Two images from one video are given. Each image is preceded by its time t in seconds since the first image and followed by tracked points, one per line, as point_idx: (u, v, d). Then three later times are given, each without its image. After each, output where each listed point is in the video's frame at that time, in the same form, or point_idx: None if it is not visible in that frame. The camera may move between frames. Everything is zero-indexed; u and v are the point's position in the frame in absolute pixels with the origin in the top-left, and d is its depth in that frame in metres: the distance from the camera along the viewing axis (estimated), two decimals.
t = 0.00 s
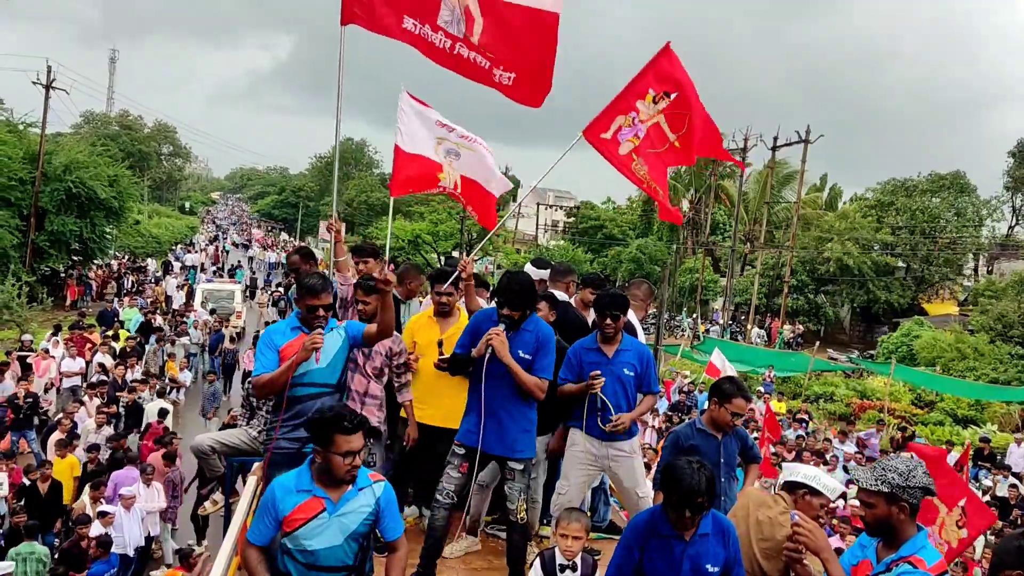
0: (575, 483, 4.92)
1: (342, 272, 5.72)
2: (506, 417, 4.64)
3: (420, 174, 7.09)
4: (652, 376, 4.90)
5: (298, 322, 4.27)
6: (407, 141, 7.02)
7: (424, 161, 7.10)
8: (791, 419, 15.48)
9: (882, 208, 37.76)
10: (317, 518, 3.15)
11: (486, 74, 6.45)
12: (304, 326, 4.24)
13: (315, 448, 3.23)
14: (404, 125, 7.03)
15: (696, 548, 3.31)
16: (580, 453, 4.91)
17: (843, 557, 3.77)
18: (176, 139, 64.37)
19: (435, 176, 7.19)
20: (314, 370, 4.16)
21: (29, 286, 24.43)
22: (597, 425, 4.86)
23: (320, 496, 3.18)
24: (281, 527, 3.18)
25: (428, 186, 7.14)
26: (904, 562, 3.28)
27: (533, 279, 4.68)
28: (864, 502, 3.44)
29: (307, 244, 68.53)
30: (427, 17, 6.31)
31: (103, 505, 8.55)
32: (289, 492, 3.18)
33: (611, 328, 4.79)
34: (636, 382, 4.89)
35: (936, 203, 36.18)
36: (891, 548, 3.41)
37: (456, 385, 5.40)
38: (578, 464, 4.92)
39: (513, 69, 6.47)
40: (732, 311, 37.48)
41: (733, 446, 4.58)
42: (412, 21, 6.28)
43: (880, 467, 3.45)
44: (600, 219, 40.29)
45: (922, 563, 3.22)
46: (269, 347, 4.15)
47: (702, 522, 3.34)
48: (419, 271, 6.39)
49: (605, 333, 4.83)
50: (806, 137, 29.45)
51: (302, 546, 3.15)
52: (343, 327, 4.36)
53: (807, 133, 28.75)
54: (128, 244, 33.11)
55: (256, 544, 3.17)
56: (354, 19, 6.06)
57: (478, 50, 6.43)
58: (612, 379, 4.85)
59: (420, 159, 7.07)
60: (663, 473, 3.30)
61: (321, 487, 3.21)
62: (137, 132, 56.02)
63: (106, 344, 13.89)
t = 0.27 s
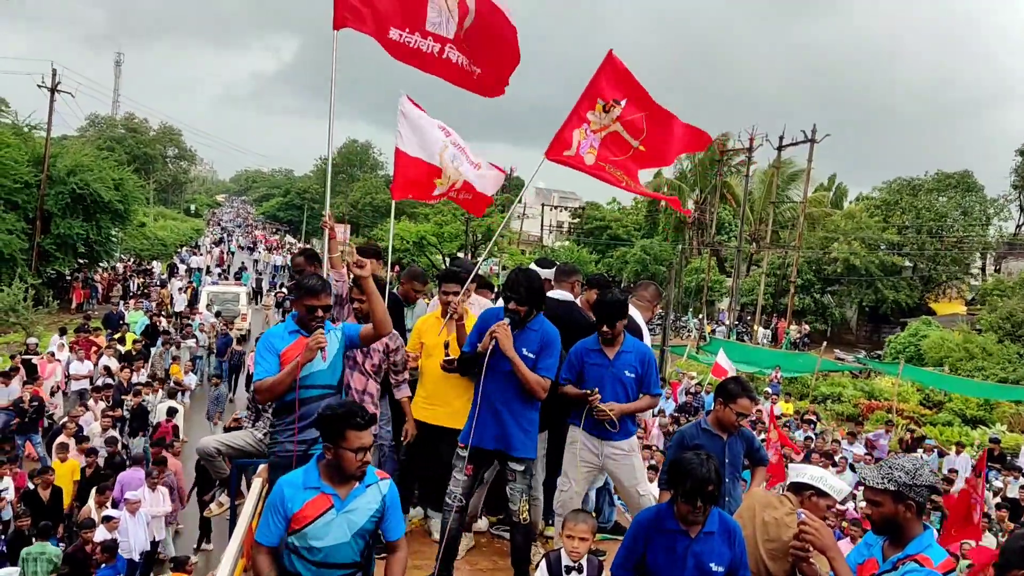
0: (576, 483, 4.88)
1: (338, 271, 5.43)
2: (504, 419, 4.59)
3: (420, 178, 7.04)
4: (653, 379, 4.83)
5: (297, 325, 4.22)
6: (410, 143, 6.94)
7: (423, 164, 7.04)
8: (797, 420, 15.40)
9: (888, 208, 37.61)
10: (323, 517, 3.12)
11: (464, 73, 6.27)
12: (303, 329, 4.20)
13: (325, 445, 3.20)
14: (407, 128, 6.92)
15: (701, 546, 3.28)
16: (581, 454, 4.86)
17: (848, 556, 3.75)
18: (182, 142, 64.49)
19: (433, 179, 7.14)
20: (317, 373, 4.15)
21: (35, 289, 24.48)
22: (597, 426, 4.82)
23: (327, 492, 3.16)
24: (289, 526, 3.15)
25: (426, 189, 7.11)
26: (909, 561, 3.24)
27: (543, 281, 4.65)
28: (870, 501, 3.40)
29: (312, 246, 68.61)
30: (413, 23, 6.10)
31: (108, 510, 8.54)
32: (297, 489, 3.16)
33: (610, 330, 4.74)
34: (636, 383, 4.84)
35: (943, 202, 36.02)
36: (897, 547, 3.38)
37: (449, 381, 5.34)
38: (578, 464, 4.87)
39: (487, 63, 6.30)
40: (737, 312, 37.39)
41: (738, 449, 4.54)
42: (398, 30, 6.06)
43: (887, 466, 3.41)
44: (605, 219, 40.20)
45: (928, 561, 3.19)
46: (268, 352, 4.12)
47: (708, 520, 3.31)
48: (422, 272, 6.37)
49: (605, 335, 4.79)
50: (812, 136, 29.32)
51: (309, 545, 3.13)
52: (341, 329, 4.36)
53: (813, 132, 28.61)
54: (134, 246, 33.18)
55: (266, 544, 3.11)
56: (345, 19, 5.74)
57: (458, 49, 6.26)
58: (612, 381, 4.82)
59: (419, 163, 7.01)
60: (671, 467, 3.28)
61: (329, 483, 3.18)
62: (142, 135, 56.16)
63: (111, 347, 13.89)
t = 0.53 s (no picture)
0: (575, 482, 4.85)
1: (331, 267, 5.74)
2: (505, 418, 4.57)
3: (418, 184, 6.89)
4: (647, 378, 4.83)
5: (302, 322, 4.22)
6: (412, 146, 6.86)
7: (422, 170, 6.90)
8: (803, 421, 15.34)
9: (894, 207, 37.48)
10: (329, 514, 3.10)
11: (460, 92, 6.36)
12: (309, 326, 4.20)
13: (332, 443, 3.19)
14: (410, 131, 6.85)
15: (705, 542, 3.25)
16: (579, 455, 4.83)
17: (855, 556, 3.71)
18: (186, 144, 64.63)
19: (429, 188, 6.93)
20: (320, 371, 4.18)
21: (39, 292, 24.56)
22: (597, 427, 4.77)
23: (334, 490, 3.15)
24: (295, 524, 3.12)
25: (423, 198, 6.91)
26: (916, 560, 3.21)
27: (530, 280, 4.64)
28: (877, 501, 3.37)
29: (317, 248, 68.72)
30: (407, 37, 6.27)
31: (113, 513, 8.59)
32: (304, 487, 3.14)
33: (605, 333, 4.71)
34: (632, 383, 4.83)
35: (949, 201, 35.89)
36: (903, 546, 3.35)
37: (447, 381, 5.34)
38: (576, 464, 4.84)
39: (487, 84, 6.40)
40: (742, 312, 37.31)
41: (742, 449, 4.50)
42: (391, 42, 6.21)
43: (894, 465, 3.38)
44: (609, 220, 40.16)
45: (935, 561, 3.15)
46: (275, 348, 4.08)
47: (713, 517, 3.30)
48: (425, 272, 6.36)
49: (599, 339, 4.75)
50: (817, 136, 29.21)
51: (314, 543, 3.10)
52: (345, 326, 4.33)
53: (818, 132, 28.49)
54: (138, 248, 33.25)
55: (269, 543, 3.08)
56: (340, 28, 6.04)
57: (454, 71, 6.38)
58: (610, 381, 4.79)
59: (418, 168, 6.88)
60: (675, 464, 3.26)
61: (334, 480, 3.17)
62: (146, 137, 56.30)
63: (116, 350, 13.92)
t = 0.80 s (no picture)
0: (576, 481, 4.80)
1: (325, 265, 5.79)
2: (497, 419, 4.55)
3: (426, 185, 6.64)
4: (644, 373, 4.83)
5: (318, 321, 4.17)
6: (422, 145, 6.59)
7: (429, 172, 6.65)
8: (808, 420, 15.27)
9: (899, 205, 37.34)
10: (333, 509, 3.07)
11: (464, 90, 6.91)
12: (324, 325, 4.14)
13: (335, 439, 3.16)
14: (420, 130, 6.59)
15: (709, 538, 3.22)
16: (579, 453, 4.78)
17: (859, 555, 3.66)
18: (190, 143, 64.70)
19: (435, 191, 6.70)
20: (334, 369, 4.12)
21: (43, 291, 24.61)
22: (597, 425, 4.73)
23: (338, 486, 3.11)
24: (299, 520, 3.09)
25: (430, 200, 6.65)
26: (921, 559, 3.17)
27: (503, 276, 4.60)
28: (883, 500, 3.33)
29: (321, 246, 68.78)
30: (408, 45, 6.48)
31: (115, 514, 8.57)
32: (306, 483, 3.11)
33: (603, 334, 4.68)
34: (629, 378, 4.82)
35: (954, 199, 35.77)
36: (908, 545, 3.31)
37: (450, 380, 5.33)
38: (576, 463, 4.79)
39: (488, 78, 6.96)
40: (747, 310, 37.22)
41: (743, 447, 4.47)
42: (394, 48, 6.39)
43: (899, 463, 3.33)
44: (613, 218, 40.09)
45: (940, 560, 3.12)
46: (291, 344, 4.04)
47: (715, 513, 3.26)
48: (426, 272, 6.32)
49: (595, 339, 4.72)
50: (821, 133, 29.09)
51: (317, 539, 3.07)
52: (364, 326, 4.26)
53: (822, 129, 28.35)
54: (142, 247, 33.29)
55: (276, 540, 3.05)
56: (346, 28, 6.05)
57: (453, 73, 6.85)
58: (608, 378, 4.76)
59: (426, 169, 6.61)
60: (679, 461, 3.22)
61: (337, 475, 3.14)
62: (150, 136, 56.39)
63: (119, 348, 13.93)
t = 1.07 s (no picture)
0: (581, 476, 4.78)
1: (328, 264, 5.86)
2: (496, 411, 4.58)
3: (434, 191, 6.27)
4: (662, 372, 4.80)
5: (343, 318, 4.14)
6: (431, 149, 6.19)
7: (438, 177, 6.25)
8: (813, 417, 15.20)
9: (905, 201, 37.19)
10: (334, 507, 3.04)
11: (468, 100, 6.12)
12: (350, 322, 4.13)
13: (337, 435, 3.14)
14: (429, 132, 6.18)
15: (714, 533, 3.18)
16: (585, 447, 4.76)
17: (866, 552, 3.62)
18: (194, 138, 64.71)
19: (445, 197, 6.33)
20: (358, 369, 4.13)
21: (47, 286, 24.63)
22: (607, 422, 4.71)
23: (338, 484, 3.08)
24: (298, 517, 3.06)
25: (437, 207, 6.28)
26: (929, 557, 3.13)
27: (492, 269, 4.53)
28: (890, 498, 3.29)
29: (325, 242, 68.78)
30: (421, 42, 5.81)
31: (119, 511, 8.57)
32: (306, 482, 3.08)
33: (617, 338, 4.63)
34: (643, 378, 4.78)
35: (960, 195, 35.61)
36: (916, 543, 3.27)
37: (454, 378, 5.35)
38: (583, 456, 4.77)
39: (493, 88, 6.19)
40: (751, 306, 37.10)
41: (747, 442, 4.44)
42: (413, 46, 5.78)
43: (906, 460, 3.30)
44: (617, 214, 40.01)
45: (948, 558, 3.07)
46: (315, 341, 4.01)
47: (720, 508, 3.23)
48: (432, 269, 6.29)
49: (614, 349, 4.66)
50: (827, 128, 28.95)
51: (319, 535, 3.04)
52: (388, 326, 4.32)
53: (829, 124, 28.20)
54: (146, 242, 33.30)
55: (274, 534, 3.03)
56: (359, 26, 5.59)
57: (456, 81, 6.10)
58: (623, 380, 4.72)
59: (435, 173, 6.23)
60: (684, 455, 3.18)
61: (337, 473, 3.11)
62: (154, 131, 56.41)
63: (123, 344, 13.92)
